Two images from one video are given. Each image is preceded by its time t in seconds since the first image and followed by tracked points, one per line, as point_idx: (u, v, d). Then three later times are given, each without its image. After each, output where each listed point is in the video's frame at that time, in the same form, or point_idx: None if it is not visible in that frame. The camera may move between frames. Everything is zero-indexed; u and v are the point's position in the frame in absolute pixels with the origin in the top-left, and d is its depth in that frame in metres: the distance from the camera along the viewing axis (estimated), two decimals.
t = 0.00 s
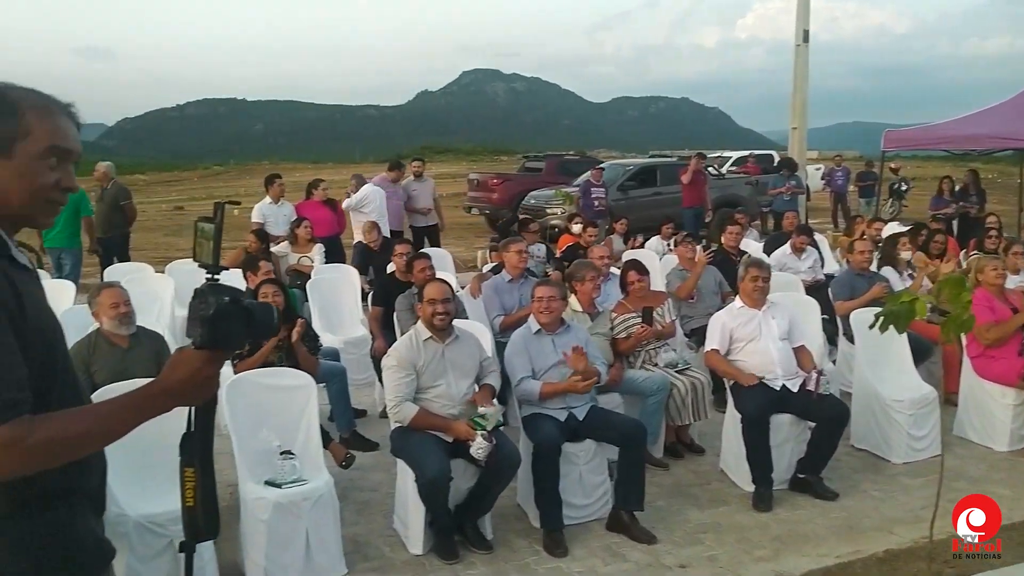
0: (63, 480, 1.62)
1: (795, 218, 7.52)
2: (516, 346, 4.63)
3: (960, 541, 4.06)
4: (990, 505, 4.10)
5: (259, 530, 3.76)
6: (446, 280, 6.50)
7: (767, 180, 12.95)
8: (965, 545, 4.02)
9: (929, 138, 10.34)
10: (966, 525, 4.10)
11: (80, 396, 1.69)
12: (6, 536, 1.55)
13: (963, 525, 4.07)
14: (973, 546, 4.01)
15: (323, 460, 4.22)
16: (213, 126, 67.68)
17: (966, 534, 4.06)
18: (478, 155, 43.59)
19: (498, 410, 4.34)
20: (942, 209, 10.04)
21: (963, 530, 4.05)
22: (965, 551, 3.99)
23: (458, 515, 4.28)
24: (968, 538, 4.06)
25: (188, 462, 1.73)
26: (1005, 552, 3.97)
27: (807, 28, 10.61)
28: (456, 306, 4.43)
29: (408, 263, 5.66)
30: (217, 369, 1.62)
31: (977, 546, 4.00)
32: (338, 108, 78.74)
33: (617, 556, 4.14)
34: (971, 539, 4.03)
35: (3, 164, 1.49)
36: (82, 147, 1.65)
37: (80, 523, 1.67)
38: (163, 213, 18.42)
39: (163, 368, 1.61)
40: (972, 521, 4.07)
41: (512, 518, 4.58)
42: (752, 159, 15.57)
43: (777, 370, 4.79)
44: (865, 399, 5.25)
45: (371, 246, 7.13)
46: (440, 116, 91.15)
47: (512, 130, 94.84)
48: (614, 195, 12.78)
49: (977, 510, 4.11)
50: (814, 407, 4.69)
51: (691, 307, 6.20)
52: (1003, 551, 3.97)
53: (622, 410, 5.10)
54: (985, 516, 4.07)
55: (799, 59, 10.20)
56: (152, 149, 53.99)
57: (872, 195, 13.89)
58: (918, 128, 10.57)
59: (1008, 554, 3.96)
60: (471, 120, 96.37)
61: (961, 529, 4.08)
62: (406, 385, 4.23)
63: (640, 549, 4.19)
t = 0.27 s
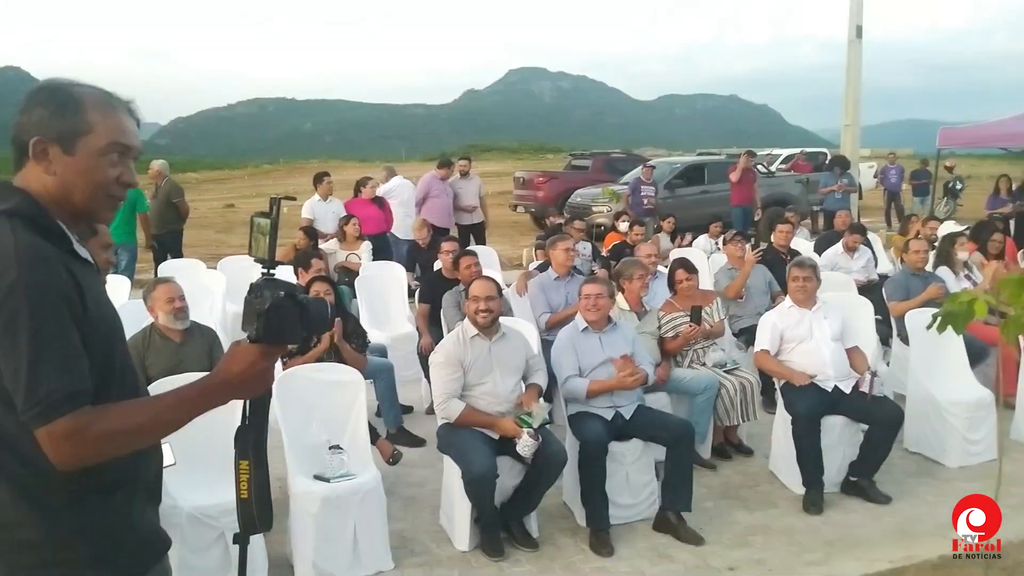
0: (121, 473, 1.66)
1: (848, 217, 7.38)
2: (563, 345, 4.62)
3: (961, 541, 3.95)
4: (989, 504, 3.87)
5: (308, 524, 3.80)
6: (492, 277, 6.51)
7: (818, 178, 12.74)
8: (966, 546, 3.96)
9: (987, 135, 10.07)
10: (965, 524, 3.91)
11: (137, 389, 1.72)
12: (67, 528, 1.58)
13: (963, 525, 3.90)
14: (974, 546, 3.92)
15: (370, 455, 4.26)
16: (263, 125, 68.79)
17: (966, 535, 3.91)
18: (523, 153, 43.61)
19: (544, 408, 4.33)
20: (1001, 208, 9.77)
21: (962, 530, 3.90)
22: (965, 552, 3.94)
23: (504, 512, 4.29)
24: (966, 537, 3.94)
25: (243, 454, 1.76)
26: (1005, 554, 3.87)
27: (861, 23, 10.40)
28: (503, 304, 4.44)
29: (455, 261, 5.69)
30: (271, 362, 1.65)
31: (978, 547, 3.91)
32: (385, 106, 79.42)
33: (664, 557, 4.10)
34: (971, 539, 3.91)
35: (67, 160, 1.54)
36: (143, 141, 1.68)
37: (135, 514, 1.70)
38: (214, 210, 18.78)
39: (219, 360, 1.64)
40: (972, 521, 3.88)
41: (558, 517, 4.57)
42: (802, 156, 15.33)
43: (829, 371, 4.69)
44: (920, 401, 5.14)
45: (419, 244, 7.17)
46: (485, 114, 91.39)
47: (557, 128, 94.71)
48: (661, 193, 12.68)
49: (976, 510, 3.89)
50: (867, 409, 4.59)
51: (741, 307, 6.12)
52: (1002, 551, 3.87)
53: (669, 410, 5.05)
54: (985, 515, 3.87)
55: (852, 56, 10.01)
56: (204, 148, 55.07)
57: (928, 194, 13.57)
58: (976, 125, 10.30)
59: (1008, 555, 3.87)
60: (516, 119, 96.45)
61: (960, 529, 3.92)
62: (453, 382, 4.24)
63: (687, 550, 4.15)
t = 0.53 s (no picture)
0: (133, 464, 1.68)
1: (866, 213, 7.31)
2: (577, 340, 4.61)
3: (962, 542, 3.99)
4: (988, 505, 4.05)
5: (321, 517, 3.82)
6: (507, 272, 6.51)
7: (835, 174, 12.65)
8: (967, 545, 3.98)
9: (1008, 131, 9.97)
10: (965, 524, 4.01)
11: (150, 380, 1.73)
12: (79, 518, 1.60)
13: (963, 525, 3.99)
14: (973, 545, 3.93)
15: (384, 449, 4.27)
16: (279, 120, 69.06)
17: (967, 535, 3.97)
18: (538, 148, 43.54)
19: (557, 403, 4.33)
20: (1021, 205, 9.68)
21: (962, 530, 3.97)
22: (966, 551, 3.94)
23: (517, 507, 4.29)
24: (966, 538, 3.98)
25: (255, 447, 1.79)
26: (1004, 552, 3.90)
27: (880, 18, 10.31)
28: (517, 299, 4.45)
29: (471, 255, 5.69)
30: (283, 356, 1.68)
31: (977, 546, 3.91)
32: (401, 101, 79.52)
33: (677, 553, 4.09)
34: (971, 538, 3.95)
35: (80, 153, 1.55)
36: (156, 134, 1.68)
37: (148, 505, 1.72)
38: (231, 204, 18.87)
39: (233, 352, 1.66)
40: (972, 521, 3.99)
41: (571, 512, 4.56)
42: (819, 152, 15.22)
43: (845, 369, 4.66)
44: (937, 399, 5.09)
45: (434, 239, 7.17)
46: (501, 109, 91.30)
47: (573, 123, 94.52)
48: (677, 188, 12.63)
49: (976, 511, 4.04)
50: (883, 406, 4.56)
51: (756, 303, 6.09)
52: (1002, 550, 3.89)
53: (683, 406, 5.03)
54: (984, 516, 4.00)
55: (871, 51, 9.91)
56: (221, 142, 55.35)
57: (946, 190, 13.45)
58: (996, 121, 10.20)
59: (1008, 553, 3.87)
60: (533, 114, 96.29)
61: (960, 529, 4.00)
62: (466, 376, 4.23)
63: (701, 547, 4.14)
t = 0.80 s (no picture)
0: (119, 452, 1.69)
1: (865, 204, 7.30)
2: (572, 330, 4.62)
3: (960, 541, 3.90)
4: (988, 504, 3.90)
5: (316, 505, 3.83)
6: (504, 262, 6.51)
7: (836, 164, 12.63)
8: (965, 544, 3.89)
9: (1007, 122, 9.97)
10: (965, 525, 3.89)
11: (135, 368, 1.74)
12: (65, 503, 1.60)
13: (963, 525, 3.87)
14: (973, 545, 3.85)
15: (379, 438, 4.28)
16: (281, 110, 68.97)
17: (966, 535, 3.88)
18: (540, 138, 43.47)
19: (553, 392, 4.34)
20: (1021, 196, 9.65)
21: (962, 530, 3.86)
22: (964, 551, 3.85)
23: (512, 496, 4.31)
24: (965, 538, 3.90)
25: (241, 434, 1.81)
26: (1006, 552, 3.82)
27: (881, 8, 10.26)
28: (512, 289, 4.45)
29: (468, 245, 5.69)
30: (268, 344, 1.71)
31: (977, 546, 3.84)
32: (403, 92, 79.37)
33: (671, 542, 4.11)
34: (970, 539, 3.87)
35: (65, 140, 1.56)
36: (142, 123, 1.69)
37: (134, 491, 1.73)
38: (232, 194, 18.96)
39: (218, 341, 1.68)
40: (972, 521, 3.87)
41: (566, 501, 4.58)
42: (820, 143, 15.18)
43: (841, 358, 4.66)
44: (933, 389, 5.09)
45: (432, 229, 7.18)
46: (504, 100, 91.11)
47: (575, 114, 94.32)
48: (677, 179, 12.60)
49: (976, 510, 3.89)
50: (878, 396, 4.56)
51: (754, 294, 6.10)
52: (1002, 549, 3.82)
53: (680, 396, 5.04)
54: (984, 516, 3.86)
55: (872, 40, 9.87)
56: (223, 133, 55.33)
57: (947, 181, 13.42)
58: (996, 111, 10.19)
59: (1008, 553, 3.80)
60: (535, 104, 96.08)
61: (960, 530, 3.90)
62: (461, 366, 4.24)
63: (695, 536, 4.15)
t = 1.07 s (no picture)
0: (90, 442, 1.69)
1: (852, 196, 7.33)
2: (557, 321, 4.62)
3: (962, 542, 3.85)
4: (988, 503, 3.66)
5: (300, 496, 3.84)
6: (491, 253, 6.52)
7: (826, 156, 12.66)
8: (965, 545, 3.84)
9: (995, 113, 10.01)
10: (964, 524, 3.72)
11: (106, 358, 1.74)
12: (36, 492, 1.61)
13: (963, 526, 3.70)
14: (972, 545, 3.79)
15: (363, 429, 4.29)
16: (274, 101, 68.73)
17: (966, 535, 3.76)
18: (532, 130, 43.45)
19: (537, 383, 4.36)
20: (1008, 187, 9.70)
21: (962, 532, 3.72)
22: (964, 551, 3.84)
23: (496, 486, 4.33)
24: (966, 537, 3.80)
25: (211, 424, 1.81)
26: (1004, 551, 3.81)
27: None
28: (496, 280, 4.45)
29: (455, 236, 5.70)
30: (238, 334, 1.68)
31: (976, 545, 3.79)
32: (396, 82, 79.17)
33: (655, 532, 4.13)
34: (971, 539, 3.76)
35: (34, 132, 1.56)
36: (112, 115, 1.69)
37: (106, 480, 1.74)
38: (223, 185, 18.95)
39: (189, 332, 1.65)
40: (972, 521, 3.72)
41: (551, 492, 4.60)
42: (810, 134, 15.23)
43: (824, 349, 4.69)
44: (916, 380, 5.13)
45: (421, 220, 7.18)
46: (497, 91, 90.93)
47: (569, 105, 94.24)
48: (667, 170, 12.62)
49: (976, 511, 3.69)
50: (860, 387, 4.59)
51: (740, 285, 6.13)
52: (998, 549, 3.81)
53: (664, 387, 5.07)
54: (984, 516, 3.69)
55: (860, 32, 9.88)
56: (215, 123, 55.15)
57: (935, 173, 13.48)
58: (984, 103, 10.23)
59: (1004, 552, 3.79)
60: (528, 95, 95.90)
61: (960, 529, 3.74)
62: (445, 357, 4.23)
63: (677, 526, 4.18)
